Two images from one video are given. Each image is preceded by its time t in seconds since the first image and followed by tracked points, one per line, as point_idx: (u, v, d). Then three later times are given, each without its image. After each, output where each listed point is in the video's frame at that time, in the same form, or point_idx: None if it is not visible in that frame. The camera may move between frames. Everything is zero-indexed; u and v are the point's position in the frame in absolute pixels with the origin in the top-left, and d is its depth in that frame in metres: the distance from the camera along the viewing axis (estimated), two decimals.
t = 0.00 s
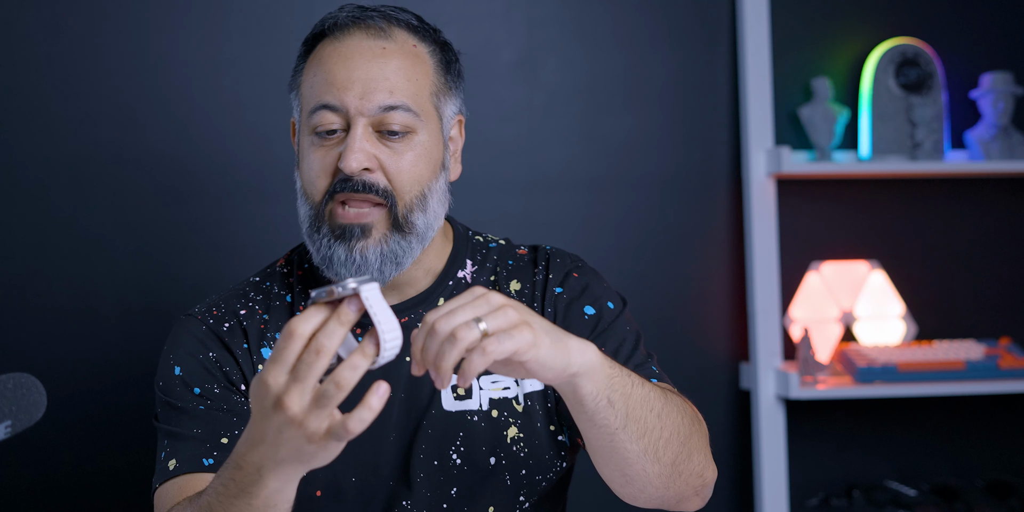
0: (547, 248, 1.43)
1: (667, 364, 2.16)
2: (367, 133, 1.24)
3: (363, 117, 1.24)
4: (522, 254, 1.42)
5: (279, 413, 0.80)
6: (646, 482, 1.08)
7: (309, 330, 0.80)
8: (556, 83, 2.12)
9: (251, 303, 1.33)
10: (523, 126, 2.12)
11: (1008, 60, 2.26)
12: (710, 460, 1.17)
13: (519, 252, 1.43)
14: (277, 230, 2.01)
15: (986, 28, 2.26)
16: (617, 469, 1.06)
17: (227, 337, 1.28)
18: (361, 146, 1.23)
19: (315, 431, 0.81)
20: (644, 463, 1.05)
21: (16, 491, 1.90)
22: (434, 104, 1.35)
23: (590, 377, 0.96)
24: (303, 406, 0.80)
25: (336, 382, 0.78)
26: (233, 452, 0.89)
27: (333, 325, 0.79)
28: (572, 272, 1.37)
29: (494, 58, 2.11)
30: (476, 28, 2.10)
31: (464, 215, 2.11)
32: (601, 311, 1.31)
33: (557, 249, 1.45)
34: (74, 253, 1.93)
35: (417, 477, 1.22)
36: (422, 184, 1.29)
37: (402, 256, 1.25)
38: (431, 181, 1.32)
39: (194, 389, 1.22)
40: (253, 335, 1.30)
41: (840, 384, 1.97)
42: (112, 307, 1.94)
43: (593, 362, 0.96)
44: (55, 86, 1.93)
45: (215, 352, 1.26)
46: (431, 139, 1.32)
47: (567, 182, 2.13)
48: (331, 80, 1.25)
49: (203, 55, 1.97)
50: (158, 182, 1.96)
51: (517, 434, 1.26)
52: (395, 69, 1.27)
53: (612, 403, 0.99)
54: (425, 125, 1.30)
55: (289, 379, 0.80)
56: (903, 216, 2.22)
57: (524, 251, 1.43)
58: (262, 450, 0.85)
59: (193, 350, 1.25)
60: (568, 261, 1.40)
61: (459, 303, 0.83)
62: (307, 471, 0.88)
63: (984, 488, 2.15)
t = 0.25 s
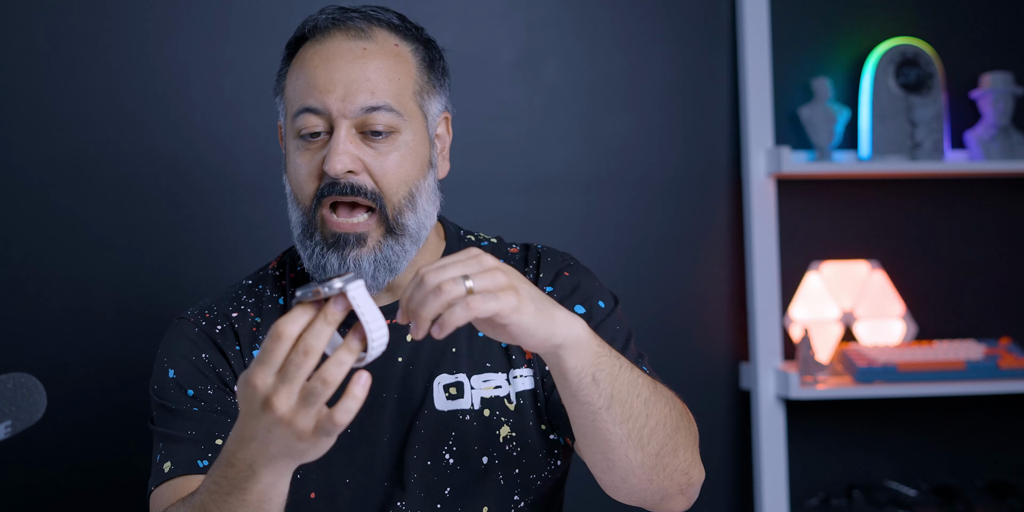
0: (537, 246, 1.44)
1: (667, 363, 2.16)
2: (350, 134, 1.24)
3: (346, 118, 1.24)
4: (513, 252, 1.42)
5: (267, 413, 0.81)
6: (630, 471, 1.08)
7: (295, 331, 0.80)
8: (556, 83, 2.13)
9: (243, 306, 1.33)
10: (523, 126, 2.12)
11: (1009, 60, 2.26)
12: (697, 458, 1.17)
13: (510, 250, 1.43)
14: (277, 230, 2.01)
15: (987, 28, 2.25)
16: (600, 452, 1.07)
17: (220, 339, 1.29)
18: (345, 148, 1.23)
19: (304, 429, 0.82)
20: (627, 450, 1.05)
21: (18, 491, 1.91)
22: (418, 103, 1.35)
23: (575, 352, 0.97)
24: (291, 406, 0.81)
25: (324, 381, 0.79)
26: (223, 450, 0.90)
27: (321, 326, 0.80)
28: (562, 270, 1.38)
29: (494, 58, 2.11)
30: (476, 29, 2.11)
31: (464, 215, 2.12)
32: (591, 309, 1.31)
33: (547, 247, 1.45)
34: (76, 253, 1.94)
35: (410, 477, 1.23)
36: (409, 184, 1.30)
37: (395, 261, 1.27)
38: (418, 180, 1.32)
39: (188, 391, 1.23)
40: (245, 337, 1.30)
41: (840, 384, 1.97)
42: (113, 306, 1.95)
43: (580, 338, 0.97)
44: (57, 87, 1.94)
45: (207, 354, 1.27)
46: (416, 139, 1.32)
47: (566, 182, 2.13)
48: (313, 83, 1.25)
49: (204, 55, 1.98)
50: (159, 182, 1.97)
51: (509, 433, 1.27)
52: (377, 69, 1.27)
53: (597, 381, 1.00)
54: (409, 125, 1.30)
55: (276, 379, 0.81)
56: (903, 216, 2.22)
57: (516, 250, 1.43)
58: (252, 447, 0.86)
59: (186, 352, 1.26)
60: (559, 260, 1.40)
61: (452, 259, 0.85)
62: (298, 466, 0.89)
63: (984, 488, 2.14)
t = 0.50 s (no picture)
0: (534, 245, 1.44)
1: (667, 363, 2.16)
2: (340, 135, 1.25)
3: (335, 120, 1.24)
4: (510, 251, 1.42)
5: (259, 411, 0.82)
6: (621, 469, 1.08)
7: (286, 331, 0.81)
8: (556, 83, 2.13)
9: (239, 307, 1.34)
10: (523, 126, 2.12)
11: (1010, 60, 2.26)
12: (690, 457, 1.17)
13: (508, 250, 1.43)
14: (277, 230, 2.02)
15: (987, 28, 2.25)
16: (592, 449, 1.06)
17: (216, 340, 1.29)
18: (334, 149, 1.23)
19: (295, 428, 0.82)
20: (619, 447, 1.05)
21: (18, 490, 1.91)
22: (409, 103, 1.35)
23: (564, 349, 0.97)
24: (282, 404, 0.81)
25: (313, 378, 0.79)
26: (218, 450, 0.91)
27: (310, 324, 0.81)
28: (559, 269, 1.38)
29: (494, 58, 2.11)
30: (476, 29, 2.11)
31: (464, 215, 2.12)
32: (587, 308, 1.31)
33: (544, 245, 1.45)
34: (76, 254, 1.94)
35: (409, 479, 1.24)
36: (398, 183, 1.29)
37: (384, 254, 1.27)
38: (409, 180, 1.32)
39: (184, 393, 1.23)
40: (241, 338, 1.30)
41: (840, 384, 1.97)
42: (113, 306, 1.96)
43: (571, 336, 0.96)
44: (56, 88, 1.94)
45: (204, 354, 1.27)
46: (407, 139, 1.32)
47: (566, 182, 2.13)
48: (302, 85, 1.25)
49: (204, 56, 1.98)
50: (158, 183, 1.97)
51: (507, 434, 1.27)
52: (366, 70, 1.28)
53: (587, 379, 1.00)
54: (399, 125, 1.30)
55: (267, 378, 0.81)
56: (903, 216, 2.22)
57: (514, 249, 1.43)
58: (245, 446, 0.86)
59: (183, 353, 1.26)
60: (555, 260, 1.41)
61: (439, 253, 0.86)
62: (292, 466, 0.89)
63: (984, 488, 2.14)
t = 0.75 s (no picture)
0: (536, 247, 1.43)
1: (667, 363, 2.16)
2: (332, 141, 1.25)
3: (327, 125, 1.24)
4: (512, 252, 1.42)
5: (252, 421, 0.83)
6: (619, 487, 1.08)
7: (281, 346, 0.81)
8: (556, 83, 2.13)
9: (239, 308, 1.32)
10: (523, 126, 2.12)
11: (1010, 60, 2.26)
12: (685, 473, 1.18)
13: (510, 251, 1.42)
14: (277, 230, 2.02)
15: (987, 28, 2.25)
16: (591, 468, 1.05)
17: (216, 340, 1.28)
18: (328, 155, 1.24)
19: (286, 439, 0.84)
20: (618, 469, 1.05)
21: (18, 490, 1.91)
22: (402, 105, 1.34)
23: (570, 384, 0.92)
24: (274, 417, 0.83)
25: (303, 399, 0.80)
26: (214, 451, 0.92)
27: (305, 344, 0.80)
28: (560, 272, 1.37)
29: (494, 58, 2.11)
30: (476, 29, 2.11)
31: (464, 215, 2.12)
32: (587, 313, 1.30)
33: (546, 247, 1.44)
34: (76, 253, 1.94)
35: (410, 483, 1.24)
36: (393, 186, 1.30)
37: (380, 259, 1.27)
38: (404, 182, 1.32)
39: (184, 392, 1.23)
40: (241, 339, 1.29)
41: (840, 384, 1.97)
42: (113, 306, 1.96)
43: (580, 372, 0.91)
44: (57, 88, 1.94)
45: (204, 354, 1.27)
46: (400, 141, 1.32)
47: (566, 182, 2.13)
48: (293, 91, 1.25)
49: (204, 56, 1.98)
50: (158, 183, 1.97)
51: (507, 437, 1.26)
52: (356, 74, 1.27)
53: (590, 412, 0.96)
54: (391, 128, 1.30)
55: (261, 390, 0.82)
56: (903, 216, 2.22)
57: (516, 251, 1.43)
58: (239, 451, 0.88)
59: (184, 353, 1.26)
60: (557, 263, 1.40)
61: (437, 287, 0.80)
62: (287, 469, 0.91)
63: (984, 488, 2.14)
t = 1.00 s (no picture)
0: (556, 274, 1.42)
1: (667, 364, 2.16)
2: (327, 146, 1.25)
3: (320, 132, 1.24)
4: (531, 272, 1.41)
5: (247, 414, 0.83)
6: None
7: (278, 339, 0.81)
8: (555, 83, 2.12)
9: (249, 306, 1.33)
10: (523, 126, 2.12)
11: (1010, 60, 2.26)
12: None
13: (530, 269, 1.43)
14: (278, 230, 2.01)
15: (987, 28, 2.25)
16: (553, 498, 1.07)
17: (224, 338, 1.28)
18: (321, 161, 1.23)
19: (282, 432, 0.84)
20: (580, 504, 1.05)
21: (18, 490, 1.91)
22: (398, 109, 1.34)
23: (548, 403, 0.95)
24: (270, 410, 0.83)
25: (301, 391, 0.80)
26: (209, 446, 0.93)
27: (303, 337, 0.80)
28: (575, 304, 1.36)
29: (494, 58, 2.11)
30: (476, 29, 2.11)
31: (465, 215, 2.12)
32: (595, 353, 1.29)
33: (566, 275, 1.43)
34: (76, 253, 1.94)
35: (409, 502, 1.23)
36: (391, 190, 1.29)
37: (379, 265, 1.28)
38: (403, 185, 1.32)
39: (191, 389, 1.23)
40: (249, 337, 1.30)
41: (840, 384, 1.97)
42: (113, 306, 1.95)
43: (557, 393, 0.94)
44: (57, 88, 1.94)
45: (211, 351, 1.27)
46: (397, 145, 1.31)
47: (566, 182, 2.13)
48: (288, 98, 1.25)
49: (204, 56, 1.98)
50: (159, 183, 1.97)
51: (504, 461, 1.26)
52: (349, 79, 1.27)
53: (561, 434, 0.99)
54: (387, 133, 1.29)
55: (257, 383, 0.83)
56: (903, 216, 2.22)
57: (535, 270, 1.43)
58: (235, 445, 0.88)
59: (192, 349, 1.26)
60: (573, 292, 1.38)
61: (439, 270, 0.85)
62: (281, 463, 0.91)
63: (984, 488, 2.14)
